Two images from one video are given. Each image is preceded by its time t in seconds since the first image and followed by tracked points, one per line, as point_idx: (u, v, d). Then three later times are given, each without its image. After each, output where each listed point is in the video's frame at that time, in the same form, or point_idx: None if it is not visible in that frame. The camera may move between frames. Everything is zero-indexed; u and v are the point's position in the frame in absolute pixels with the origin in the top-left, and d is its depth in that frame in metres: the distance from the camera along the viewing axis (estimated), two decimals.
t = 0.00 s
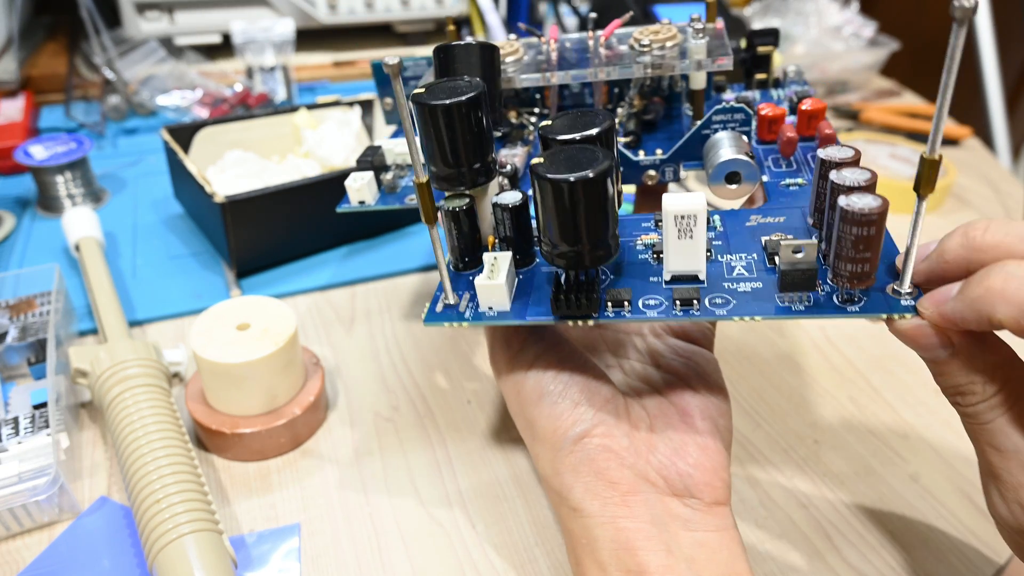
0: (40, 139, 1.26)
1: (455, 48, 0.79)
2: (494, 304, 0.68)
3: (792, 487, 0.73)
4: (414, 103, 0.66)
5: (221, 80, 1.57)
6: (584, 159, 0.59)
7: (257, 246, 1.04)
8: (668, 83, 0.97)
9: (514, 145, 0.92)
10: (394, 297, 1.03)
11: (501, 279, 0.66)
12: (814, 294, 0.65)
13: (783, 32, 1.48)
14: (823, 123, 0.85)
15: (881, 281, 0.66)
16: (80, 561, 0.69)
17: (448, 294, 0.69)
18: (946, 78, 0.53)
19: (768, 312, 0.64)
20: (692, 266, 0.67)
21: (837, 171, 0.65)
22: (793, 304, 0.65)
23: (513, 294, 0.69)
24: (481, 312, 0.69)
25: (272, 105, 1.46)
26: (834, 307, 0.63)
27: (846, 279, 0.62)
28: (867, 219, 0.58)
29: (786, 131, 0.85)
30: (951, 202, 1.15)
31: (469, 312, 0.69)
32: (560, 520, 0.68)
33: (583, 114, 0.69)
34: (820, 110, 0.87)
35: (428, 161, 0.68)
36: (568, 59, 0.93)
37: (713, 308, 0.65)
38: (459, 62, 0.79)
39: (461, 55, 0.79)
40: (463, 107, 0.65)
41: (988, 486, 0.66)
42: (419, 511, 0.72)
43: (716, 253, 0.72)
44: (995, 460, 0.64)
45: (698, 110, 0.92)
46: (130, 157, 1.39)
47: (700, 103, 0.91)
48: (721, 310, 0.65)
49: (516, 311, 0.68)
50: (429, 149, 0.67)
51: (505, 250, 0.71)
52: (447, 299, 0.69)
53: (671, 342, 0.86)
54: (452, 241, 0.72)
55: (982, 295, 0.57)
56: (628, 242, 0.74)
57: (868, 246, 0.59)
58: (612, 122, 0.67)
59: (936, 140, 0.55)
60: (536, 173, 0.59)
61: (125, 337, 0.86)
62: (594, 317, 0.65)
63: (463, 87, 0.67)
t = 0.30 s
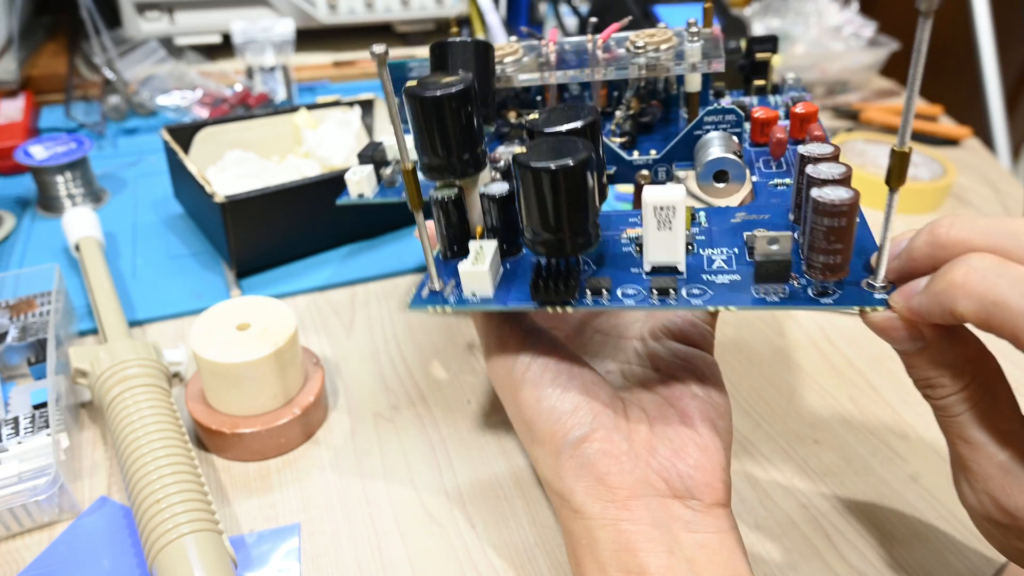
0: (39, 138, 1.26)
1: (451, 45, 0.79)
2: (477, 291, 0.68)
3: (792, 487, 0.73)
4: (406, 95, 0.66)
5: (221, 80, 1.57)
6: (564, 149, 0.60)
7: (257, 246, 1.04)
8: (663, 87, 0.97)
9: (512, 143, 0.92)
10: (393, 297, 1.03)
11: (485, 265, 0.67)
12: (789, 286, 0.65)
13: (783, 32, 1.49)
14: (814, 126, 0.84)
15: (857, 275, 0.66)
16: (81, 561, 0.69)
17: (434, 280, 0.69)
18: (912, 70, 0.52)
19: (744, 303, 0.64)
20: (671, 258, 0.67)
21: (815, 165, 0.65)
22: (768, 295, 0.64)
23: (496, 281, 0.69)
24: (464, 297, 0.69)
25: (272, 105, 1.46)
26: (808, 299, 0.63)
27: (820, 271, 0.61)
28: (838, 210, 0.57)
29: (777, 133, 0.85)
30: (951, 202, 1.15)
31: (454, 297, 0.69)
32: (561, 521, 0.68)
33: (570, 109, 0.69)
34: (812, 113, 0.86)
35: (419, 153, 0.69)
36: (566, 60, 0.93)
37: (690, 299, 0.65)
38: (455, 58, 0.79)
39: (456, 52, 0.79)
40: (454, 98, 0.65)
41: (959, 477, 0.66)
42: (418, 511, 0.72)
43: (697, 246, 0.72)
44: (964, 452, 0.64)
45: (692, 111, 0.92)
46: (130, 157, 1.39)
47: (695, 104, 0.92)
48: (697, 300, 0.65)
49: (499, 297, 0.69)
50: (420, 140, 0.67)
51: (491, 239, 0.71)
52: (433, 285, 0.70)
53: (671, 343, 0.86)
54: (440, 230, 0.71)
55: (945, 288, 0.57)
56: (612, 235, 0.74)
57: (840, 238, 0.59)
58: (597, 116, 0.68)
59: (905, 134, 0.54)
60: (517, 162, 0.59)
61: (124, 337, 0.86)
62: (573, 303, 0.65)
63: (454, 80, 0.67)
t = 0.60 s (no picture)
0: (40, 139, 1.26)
1: (461, 41, 0.79)
2: (465, 272, 0.69)
3: (793, 488, 0.73)
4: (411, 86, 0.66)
5: (221, 80, 1.58)
6: (550, 132, 0.60)
7: (257, 246, 1.04)
8: (677, 91, 0.96)
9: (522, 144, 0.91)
10: (393, 297, 1.03)
11: (474, 248, 0.67)
12: (768, 274, 0.64)
13: (782, 33, 1.49)
14: (822, 127, 0.82)
15: (838, 266, 0.64)
16: (80, 561, 0.69)
17: (427, 261, 0.71)
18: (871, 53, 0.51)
19: (719, 288, 0.63)
20: (653, 244, 0.66)
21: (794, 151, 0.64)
22: (744, 281, 0.63)
23: (485, 264, 0.70)
24: (454, 279, 0.70)
25: (272, 105, 1.46)
26: (784, 286, 0.62)
27: (794, 255, 0.61)
28: (806, 191, 0.57)
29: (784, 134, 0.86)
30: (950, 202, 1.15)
31: (444, 278, 0.70)
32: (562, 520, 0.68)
33: (564, 99, 0.69)
34: (823, 116, 0.84)
35: (422, 142, 0.68)
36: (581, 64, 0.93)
37: (665, 284, 0.65)
38: (461, 53, 0.79)
39: (464, 47, 0.79)
40: (455, 86, 0.64)
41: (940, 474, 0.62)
42: (417, 511, 0.72)
43: (686, 237, 0.71)
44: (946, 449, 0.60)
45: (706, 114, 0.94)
46: (130, 157, 1.39)
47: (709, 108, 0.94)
48: (673, 285, 0.64)
49: (485, 279, 0.69)
50: (422, 129, 0.67)
51: (485, 226, 0.72)
52: (426, 266, 0.71)
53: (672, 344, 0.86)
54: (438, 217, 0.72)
55: (919, 277, 0.53)
56: (605, 226, 0.74)
57: (811, 221, 0.59)
58: (585, 106, 0.66)
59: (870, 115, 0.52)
60: (500, 143, 0.59)
61: (125, 337, 0.86)
62: (552, 285, 0.65)
63: (455, 71, 0.67)
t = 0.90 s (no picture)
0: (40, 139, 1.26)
1: (467, 37, 0.79)
2: (473, 265, 0.69)
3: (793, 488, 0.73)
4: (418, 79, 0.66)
5: (221, 80, 1.58)
6: (560, 123, 0.60)
7: (256, 246, 1.04)
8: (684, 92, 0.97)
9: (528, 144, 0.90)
10: (394, 297, 1.03)
11: (481, 241, 0.67)
12: (781, 265, 0.64)
13: (782, 33, 1.49)
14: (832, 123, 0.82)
15: (851, 256, 0.64)
16: (80, 561, 0.69)
17: (435, 255, 0.71)
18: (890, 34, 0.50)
19: (732, 279, 0.63)
20: (663, 235, 0.66)
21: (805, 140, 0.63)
22: (757, 272, 0.64)
23: (494, 257, 0.70)
24: (462, 272, 0.70)
25: (272, 105, 1.46)
26: (798, 276, 0.62)
27: (806, 245, 0.60)
28: (820, 177, 0.56)
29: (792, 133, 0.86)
30: (950, 202, 1.15)
31: (452, 272, 0.70)
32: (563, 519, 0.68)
33: (572, 94, 0.69)
34: (831, 113, 0.84)
35: (430, 136, 0.68)
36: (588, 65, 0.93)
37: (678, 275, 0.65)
38: (470, 50, 0.79)
39: (472, 44, 0.79)
40: (463, 79, 0.64)
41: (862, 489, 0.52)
42: (417, 510, 0.72)
43: (696, 231, 0.71)
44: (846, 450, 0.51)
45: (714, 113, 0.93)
46: (130, 157, 1.39)
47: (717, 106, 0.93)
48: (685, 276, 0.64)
49: (495, 271, 0.69)
50: (430, 122, 0.67)
51: (493, 220, 0.72)
52: (434, 260, 0.71)
53: (674, 345, 0.87)
54: (446, 211, 0.73)
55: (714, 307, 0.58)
56: (615, 220, 0.74)
57: (826, 209, 0.58)
58: (596, 98, 0.67)
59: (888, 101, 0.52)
60: (511, 133, 0.59)
61: (125, 337, 0.86)
62: (562, 274, 0.65)
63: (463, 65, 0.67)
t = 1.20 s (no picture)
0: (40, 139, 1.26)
1: (474, 34, 0.79)
2: (480, 262, 0.69)
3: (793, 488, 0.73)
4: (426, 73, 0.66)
5: (221, 80, 1.58)
6: (571, 120, 0.60)
7: (256, 246, 1.04)
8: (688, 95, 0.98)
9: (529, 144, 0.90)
10: (394, 296, 1.03)
11: (490, 237, 0.67)
12: (790, 266, 0.64)
13: (782, 33, 1.50)
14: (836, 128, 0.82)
15: (859, 258, 0.64)
16: (80, 561, 0.69)
17: (441, 251, 0.71)
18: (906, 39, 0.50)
19: (741, 280, 0.63)
20: (672, 236, 0.66)
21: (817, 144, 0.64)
22: (767, 273, 0.63)
23: (500, 254, 0.70)
24: (468, 269, 0.70)
25: (272, 105, 1.46)
26: (808, 277, 0.62)
27: (818, 247, 0.60)
28: (834, 180, 0.56)
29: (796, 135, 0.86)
30: (950, 202, 1.15)
31: (458, 268, 0.70)
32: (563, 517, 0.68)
33: (583, 92, 0.69)
34: (836, 117, 0.83)
35: (437, 132, 0.68)
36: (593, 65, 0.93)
37: (687, 275, 0.65)
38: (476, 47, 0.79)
39: (479, 41, 0.79)
40: (472, 75, 0.64)
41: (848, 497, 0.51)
42: (418, 511, 0.72)
43: (704, 231, 0.71)
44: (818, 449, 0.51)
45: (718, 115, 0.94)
46: (130, 157, 1.39)
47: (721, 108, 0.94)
48: (694, 276, 0.64)
49: (501, 269, 0.69)
50: (437, 117, 0.67)
51: (500, 217, 0.72)
52: (440, 257, 0.71)
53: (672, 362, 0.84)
54: (452, 206, 0.73)
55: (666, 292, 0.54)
56: (621, 220, 0.74)
57: (839, 211, 0.58)
58: (606, 97, 0.67)
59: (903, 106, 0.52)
60: (522, 130, 0.59)
61: (125, 337, 0.86)
62: (571, 272, 0.65)
63: (472, 61, 0.67)
